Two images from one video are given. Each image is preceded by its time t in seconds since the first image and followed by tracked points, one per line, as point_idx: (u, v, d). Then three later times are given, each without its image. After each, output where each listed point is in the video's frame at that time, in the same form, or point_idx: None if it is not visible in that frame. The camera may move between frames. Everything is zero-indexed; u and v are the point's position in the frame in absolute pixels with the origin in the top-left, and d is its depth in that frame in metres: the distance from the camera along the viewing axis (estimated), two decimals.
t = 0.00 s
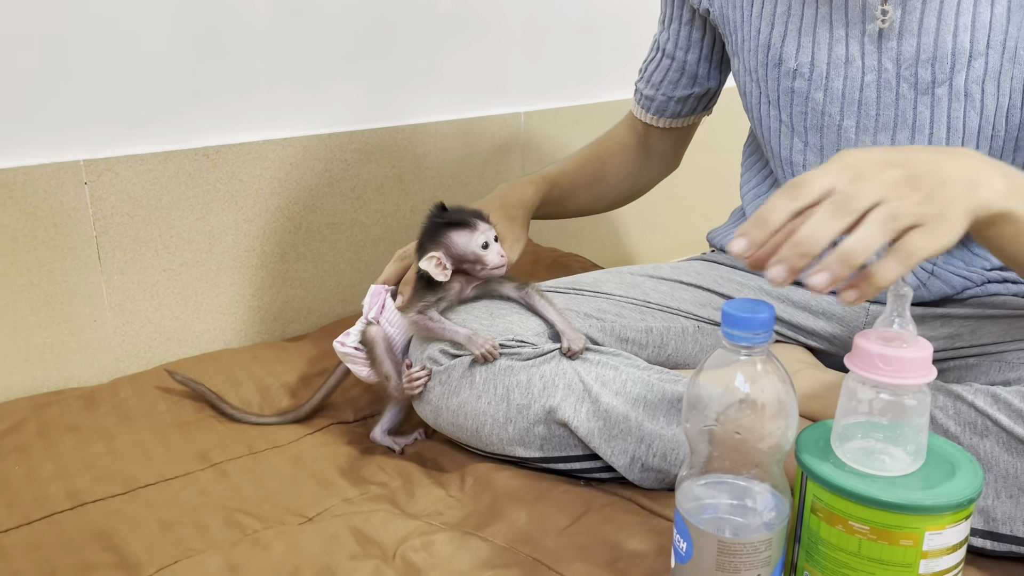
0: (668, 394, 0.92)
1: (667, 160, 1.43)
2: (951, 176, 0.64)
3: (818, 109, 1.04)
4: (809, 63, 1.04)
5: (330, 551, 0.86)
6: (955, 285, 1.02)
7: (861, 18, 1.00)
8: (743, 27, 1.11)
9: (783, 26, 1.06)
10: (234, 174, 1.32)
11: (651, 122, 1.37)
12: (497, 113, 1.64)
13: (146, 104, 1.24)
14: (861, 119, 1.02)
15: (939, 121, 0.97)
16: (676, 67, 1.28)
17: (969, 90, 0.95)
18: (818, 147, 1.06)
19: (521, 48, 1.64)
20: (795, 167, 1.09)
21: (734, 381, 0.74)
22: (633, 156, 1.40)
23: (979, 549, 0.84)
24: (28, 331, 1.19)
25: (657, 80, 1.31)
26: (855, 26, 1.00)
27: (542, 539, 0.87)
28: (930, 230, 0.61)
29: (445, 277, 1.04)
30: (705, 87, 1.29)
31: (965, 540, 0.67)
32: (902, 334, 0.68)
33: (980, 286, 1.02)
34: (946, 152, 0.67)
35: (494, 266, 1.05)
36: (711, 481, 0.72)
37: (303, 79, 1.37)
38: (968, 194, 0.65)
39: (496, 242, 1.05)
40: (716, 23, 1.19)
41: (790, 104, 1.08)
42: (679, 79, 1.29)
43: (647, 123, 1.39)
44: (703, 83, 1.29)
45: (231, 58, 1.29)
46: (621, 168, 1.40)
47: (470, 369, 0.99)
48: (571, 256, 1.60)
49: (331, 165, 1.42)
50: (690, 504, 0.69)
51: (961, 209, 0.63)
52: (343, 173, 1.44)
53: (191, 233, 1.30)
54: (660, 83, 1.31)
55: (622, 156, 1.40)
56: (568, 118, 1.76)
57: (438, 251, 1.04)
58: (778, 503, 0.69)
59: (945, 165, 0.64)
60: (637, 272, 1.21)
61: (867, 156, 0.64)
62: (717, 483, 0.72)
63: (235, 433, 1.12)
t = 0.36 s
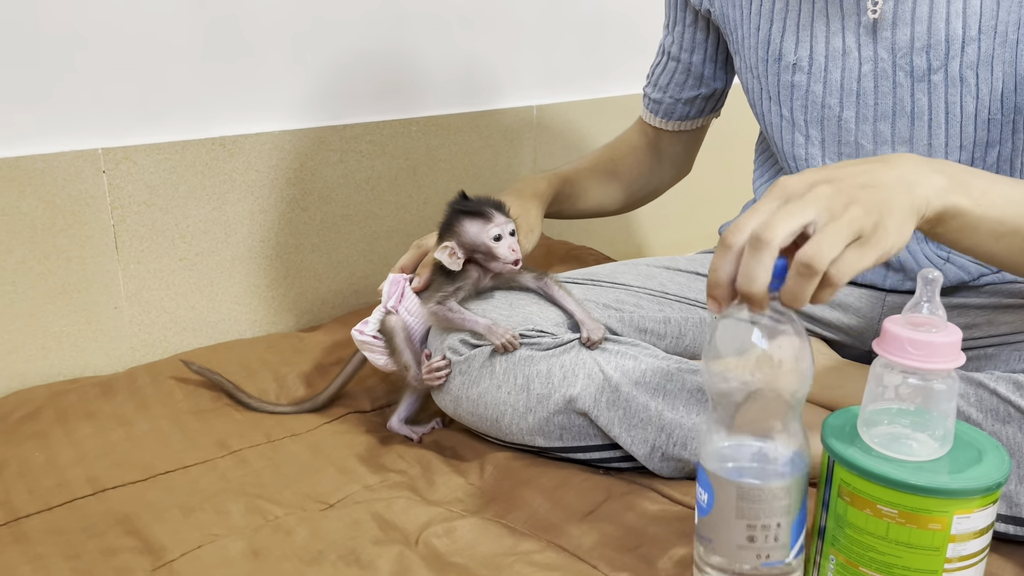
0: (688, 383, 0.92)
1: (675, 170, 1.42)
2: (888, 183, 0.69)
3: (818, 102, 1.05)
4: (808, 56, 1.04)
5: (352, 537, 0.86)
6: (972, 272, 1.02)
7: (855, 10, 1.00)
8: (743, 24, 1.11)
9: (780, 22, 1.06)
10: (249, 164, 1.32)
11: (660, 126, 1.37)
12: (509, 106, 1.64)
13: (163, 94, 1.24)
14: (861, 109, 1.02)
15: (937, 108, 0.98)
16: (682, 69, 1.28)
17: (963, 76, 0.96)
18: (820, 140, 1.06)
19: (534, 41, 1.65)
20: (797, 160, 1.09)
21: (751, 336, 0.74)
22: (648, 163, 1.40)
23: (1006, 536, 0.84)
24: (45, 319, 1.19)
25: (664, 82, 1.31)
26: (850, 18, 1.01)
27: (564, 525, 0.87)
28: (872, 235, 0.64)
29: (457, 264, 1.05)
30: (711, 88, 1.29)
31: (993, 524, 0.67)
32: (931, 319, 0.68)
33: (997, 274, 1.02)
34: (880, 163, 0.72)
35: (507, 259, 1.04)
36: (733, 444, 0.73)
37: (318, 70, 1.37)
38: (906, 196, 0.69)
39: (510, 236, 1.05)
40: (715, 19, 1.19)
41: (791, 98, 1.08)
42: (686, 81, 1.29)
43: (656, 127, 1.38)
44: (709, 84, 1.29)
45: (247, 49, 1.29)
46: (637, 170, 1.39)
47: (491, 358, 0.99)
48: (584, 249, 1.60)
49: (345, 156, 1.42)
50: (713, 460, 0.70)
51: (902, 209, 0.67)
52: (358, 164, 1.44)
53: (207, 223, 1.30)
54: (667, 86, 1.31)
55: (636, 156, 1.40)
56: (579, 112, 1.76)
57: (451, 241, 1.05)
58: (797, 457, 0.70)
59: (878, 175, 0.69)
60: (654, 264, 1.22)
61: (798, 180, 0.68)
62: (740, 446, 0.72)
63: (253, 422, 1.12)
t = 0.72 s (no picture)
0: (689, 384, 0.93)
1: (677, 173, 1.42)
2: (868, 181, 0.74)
3: (818, 106, 1.05)
4: (809, 59, 1.04)
5: (357, 538, 0.86)
6: (974, 275, 1.01)
7: (855, 14, 1.01)
8: (744, 29, 1.11)
9: (783, 25, 1.06)
10: (252, 165, 1.32)
11: (662, 130, 1.37)
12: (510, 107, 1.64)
13: (167, 94, 1.24)
14: (860, 113, 1.02)
15: (936, 112, 0.98)
16: (684, 73, 1.28)
17: (962, 80, 0.96)
18: (821, 143, 1.05)
19: (536, 43, 1.65)
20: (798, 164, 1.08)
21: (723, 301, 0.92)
22: (651, 169, 1.40)
23: (1009, 538, 0.84)
24: (48, 320, 1.19)
25: (666, 87, 1.32)
26: (850, 22, 1.01)
27: (567, 526, 0.87)
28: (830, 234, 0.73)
29: (468, 266, 1.04)
30: (713, 92, 1.30)
31: (996, 527, 0.68)
32: (937, 322, 0.69)
33: (998, 275, 1.02)
34: (869, 154, 0.77)
35: (518, 254, 1.05)
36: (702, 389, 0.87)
37: (321, 72, 1.37)
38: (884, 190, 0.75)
39: (520, 231, 1.05)
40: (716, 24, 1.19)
41: (792, 102, 1.07)
42: (688, 85, 1.29)
43: (658, 132, 1.39)
44: (711, 88, 1.29)
45: (251, 49, 1.29)
46: (639, 175, 1.40)
47: (495, 357, 1.00)
48: (585, 251, 1.60)
49: (348, 157, 1.42)
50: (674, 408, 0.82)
51: (873, 204, 0.74)
52: (360, 165, 1.44)
53: (210, 224, 1.30)
54: (668, 91, 1.32)
55: (638, 161, 1.40)
56: (580, 114, 1.77)
57: (460, 241, 1.04)
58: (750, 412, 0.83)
59: (862, 170, 0.75)
60: (656, 266, 1.22)
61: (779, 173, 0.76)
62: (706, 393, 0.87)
63: (256, 422, 1.13)
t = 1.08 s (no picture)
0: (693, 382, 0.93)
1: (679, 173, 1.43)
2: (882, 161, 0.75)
3: (820, 106, 1.05)
4: (812, 60, 1.05)
5: (361, 536, 0.86)
6: (975, 275, 1.02)
7: (858, 16, 1.01)
8: (746, 28, 1.11)
9: (785, 25, 1.07)
10: (255, 164, 1.32)
11: (665, 129, 1.37)
12: (511, 106, 1.64)
13: (170, 93, 1.24)
14: (862, 114, 1.03)
15: (939, 114, 0.98)
16: (687, 72, 1.28)
17: (964, 82, 0.96)
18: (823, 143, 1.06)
19: (537, 43, 1.65)
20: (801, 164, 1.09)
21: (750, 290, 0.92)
22: (653, 170, 1.41)
23: (1012, 535, 0.85)
24: (50, 318, 1.19)
25: (669, 87, 1.32)
26: (852, 23, 1.01)
27: (572, 524, 0.88)
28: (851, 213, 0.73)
29: (473, 268, 1.04)
30: (716, 90, 1.30)
31: (999, 523, 0.68)
32: (941, 319, 0.69)
33: (1000, 275, 1.03)
34: (885, 137, 0.78)
35: (523, 267, 1.06)
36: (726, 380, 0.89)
37: (323, 71, 1.38)
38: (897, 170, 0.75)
39: (527, 242, 1.06)
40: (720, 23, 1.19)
41: (794, 102, 1.07)
42: (691, 84, 1.30)
43: (660, 131, 1.39)
44: (714, 86, 1.30)
45: (253, 48, 1.29)
46: (640, 175, 1.40)
47: (498, 356, 1.00)
48: (586, 250, 1.61)
49: (349, 157, 1.42)
50: (708, 395, 0.84)
51: (890, 185, 0.74)
52: (362, 163, 1.44)
53: (212, 223, 1.31)
54: (671, 91, 1.32)
55: (639, 163, 1.41)
56: (581, 114, 1.77)
57: (467, 243, 1.04)
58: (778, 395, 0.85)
59: (875, 152, 0.75)
60: (657, 265, 1.22)
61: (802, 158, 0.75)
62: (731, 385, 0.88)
63: (259, 421, 1.13)
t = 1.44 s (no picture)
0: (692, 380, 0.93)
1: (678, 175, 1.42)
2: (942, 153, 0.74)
3: (816, 106, 1.05)
4: (807, 60, 1.05)
5: (361, 534, 0.86)
6: (973, 274, 1.02)
7: (853, 15, 1.00)
8: (742, 28, 1.11)
9: (780, 25, 1.07)
10: (252, 164, 1.32)
11: (664, 129, 1.37)
12: (509, 106, 1.64)
13: (166, 92, 1.23)
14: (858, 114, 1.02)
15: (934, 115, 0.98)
16: (684, 73, 1.28)
17: (960, 84, 0.96)
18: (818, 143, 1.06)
19: (535, 42, 1.65)
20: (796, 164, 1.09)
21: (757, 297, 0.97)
22: (652, 172, 1.41)
23: (1011, 532, 0.85)
24: (47, 318, 1.18)
25: (666, 87, 1.32)
26: (848, 23, 1.01)
27: (572, 522, 0.87)
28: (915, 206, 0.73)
29: (469, 268, 1.04)
30: (713, 90, 1.30)
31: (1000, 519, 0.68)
32: (941, 315, 0.69)
33: (997, 274, 1.03)
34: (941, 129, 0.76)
35: (520, 260, 1.05)
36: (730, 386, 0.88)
37: (320, 70, 1.37)
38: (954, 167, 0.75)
39: (523, 236, 1.05)
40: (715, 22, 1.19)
41: (789, 102, 1.08)
42: (688, 84, 1.30)
43: (659, 131, 1.39)
44: (711, 86, 1.30)
45: (251, 47, 1.29)
46: (639, 175, 1.40)
47: (497, 355, 1.00)
48: (584, 249, 1.61)
49: (347, 156, 1.42)
50: (713, 401, 0.84)
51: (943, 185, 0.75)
52: (360, 162, 1.44)
53: (210, 223, 1.30)
54: (669, 91, 1.32)
55: (637, 163, 1.41)
56: (579, 113, 1.77)
57: (464, 243, 1.04)
58: (780, 401, 0.85)
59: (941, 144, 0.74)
60: (655, 263, 1.22)
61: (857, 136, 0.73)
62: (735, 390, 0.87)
63: (257, 421, 1.12)
